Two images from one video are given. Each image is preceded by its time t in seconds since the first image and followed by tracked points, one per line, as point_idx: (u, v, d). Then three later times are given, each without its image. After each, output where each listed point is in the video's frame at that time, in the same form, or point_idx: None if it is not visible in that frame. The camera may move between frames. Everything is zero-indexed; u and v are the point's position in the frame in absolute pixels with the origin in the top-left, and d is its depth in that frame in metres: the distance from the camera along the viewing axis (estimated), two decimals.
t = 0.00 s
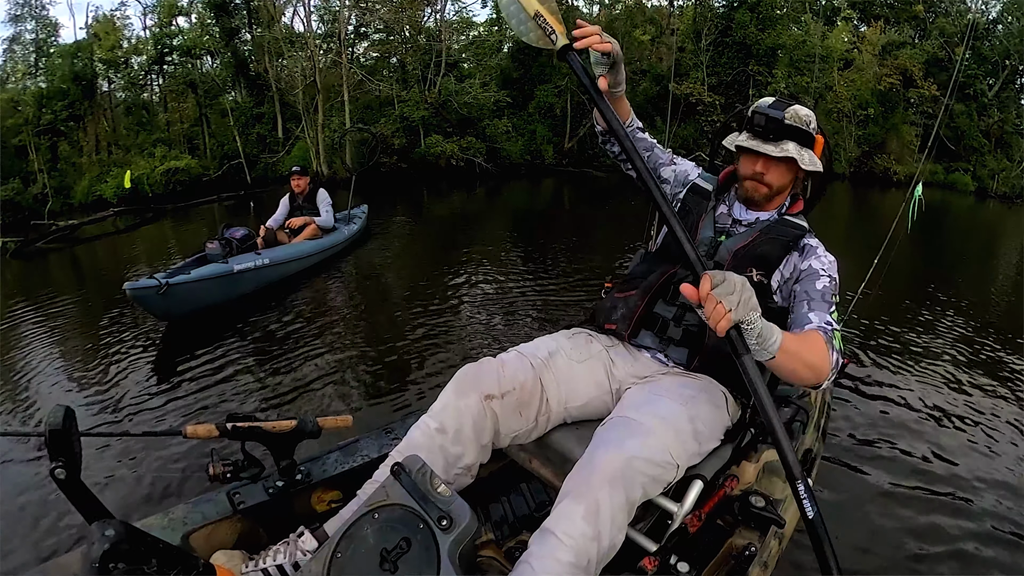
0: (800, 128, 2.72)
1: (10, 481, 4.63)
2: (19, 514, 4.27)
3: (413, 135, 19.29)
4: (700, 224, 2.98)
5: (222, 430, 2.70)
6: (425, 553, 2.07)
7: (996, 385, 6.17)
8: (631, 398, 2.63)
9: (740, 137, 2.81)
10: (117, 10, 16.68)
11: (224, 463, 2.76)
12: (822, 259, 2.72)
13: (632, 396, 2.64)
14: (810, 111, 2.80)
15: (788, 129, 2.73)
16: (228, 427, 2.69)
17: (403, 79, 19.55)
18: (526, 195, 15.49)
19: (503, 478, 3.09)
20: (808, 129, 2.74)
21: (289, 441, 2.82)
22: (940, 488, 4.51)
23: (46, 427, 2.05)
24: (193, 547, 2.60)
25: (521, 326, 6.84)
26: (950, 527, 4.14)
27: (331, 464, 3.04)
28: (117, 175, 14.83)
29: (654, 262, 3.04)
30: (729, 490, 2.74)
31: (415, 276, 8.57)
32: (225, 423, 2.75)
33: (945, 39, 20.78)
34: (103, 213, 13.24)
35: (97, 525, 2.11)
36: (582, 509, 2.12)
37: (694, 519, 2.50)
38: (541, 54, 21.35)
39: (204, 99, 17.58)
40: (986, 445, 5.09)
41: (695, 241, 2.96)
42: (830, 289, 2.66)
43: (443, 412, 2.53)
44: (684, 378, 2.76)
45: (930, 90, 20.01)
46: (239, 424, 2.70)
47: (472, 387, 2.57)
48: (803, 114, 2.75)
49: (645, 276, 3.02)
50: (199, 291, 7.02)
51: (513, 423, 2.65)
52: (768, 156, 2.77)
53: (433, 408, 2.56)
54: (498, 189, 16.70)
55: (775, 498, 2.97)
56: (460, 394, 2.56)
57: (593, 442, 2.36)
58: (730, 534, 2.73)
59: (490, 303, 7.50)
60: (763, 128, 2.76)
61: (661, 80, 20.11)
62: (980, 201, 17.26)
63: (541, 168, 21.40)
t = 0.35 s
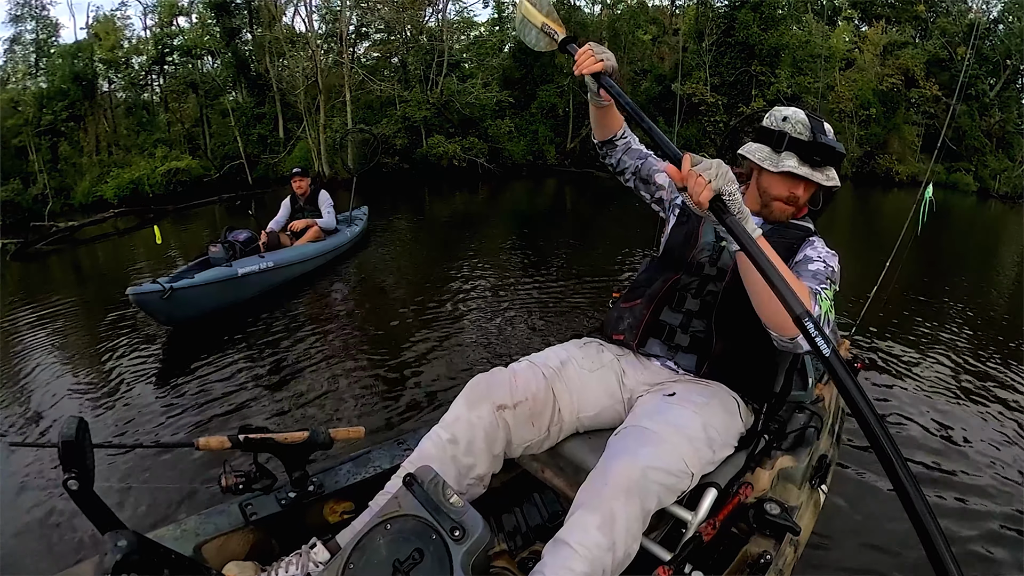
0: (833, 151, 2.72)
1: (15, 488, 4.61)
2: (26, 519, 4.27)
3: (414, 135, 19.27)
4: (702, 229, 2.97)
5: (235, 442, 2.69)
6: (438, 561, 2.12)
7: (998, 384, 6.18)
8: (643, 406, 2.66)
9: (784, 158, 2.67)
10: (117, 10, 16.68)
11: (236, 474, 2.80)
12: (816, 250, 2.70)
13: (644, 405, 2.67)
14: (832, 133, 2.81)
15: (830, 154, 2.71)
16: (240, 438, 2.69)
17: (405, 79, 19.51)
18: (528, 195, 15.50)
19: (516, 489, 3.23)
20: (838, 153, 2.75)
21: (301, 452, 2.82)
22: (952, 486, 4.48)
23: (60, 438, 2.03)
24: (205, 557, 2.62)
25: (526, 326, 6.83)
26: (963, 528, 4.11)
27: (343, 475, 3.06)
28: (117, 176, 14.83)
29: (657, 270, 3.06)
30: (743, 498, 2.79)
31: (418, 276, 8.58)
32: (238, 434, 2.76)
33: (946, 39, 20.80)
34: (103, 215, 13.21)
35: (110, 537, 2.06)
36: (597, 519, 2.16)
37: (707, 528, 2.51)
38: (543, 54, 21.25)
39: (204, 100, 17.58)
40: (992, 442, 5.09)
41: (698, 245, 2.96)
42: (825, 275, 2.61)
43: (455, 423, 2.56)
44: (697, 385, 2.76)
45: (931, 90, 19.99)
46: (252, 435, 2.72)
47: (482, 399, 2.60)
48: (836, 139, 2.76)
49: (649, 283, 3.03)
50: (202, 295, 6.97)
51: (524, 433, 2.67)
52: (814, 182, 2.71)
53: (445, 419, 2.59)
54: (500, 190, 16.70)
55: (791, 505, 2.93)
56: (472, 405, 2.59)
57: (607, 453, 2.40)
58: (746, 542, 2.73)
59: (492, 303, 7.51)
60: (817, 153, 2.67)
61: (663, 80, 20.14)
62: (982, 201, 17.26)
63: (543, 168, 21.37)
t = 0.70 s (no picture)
0: (820, 142, 2.72)
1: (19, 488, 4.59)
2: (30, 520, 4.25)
3: (416, 135, 19.28)
4: (709, 230, 2.96)
5: (242, 443, 2.75)
6: (445, 563, 2.11)
7: (1000, 383, 6.18)
8: (652, 409, 2.64)
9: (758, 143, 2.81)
10: (118, 11, 16.70)
11: (244, 474, 2.76)
12: (824, 232, 2.82)
13: (652, 408, 2.65)
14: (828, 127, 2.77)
15: (810, 143, 2.72)
16: (247, 439, 2.74)
17: (406, 79, 19.48)
18: (530, 195, 15.54)
19: (525, 489, 3.22)
20: (827, 143, 2.74)
21: (308, 454, 2.85)
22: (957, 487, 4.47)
23: (69, 436, 2.08)
24: (212, 558, 2.64)
25: (529, 326, 6.83)
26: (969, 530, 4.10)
27: (351, 476, 3.07)
28: (117, 176, 14.80)
29: (664, 272, 3.04)
30: (751, 502, 2.73)
31: (420, 276, 8.59)
32: (245, 436, 2.79)
33: (947, 39, 20.83)
34: (103, 215, 13.16)
35: (116, 535, 2.06)
36: (605, 522, 2.15)
37: (717, 532, 2.47)
38: (545, 54, 21.18)
39: (205, 100, 17.58)
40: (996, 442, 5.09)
41: (706, 246, 2.95)
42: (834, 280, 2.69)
43: (463, 426, 2.56)
44: (707, 389, 2.75)
45: (932, 90, 19.96)
46: (259, 436, 2.75)
47: (490, 402, 2.60)
48: (821, 128, 2.76)
49: (656, 286, 3.02)
50: (207, 297, 6.90)
51: (532, 437, 2.66)
52: (785, 167, 2.76)
53: (453, 422, 2.59)
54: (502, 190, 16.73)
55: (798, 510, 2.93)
56: (480, 408, 2.58)
57: (615, 456, 2.38)
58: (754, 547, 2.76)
59: (494, 303, 7.52)
60: (785, 139, 2.74)
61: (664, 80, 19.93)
62: (983, 201, 17.26)
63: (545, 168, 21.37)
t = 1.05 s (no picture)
0: (782, 122, 2.84)
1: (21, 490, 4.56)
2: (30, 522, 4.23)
3: (418, 135, 19.27)
4: (715, 231, 2.93)
5: (249, 443, 2.75)
6: (452, 563, 2.07)
7: (1003, 384, 6.16)
8: (659, 411, 2.61)
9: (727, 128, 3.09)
10: (119, 11, 16.70)
11: (251, 475, 2.81)
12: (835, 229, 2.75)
13: (659, 410, 2.63)
14: (798, 111, 2.87)
15: (761, 119, 2.88)
16: (255, 439, 2.74)
17: (407, 79, 19.47)
18: (532, 195, 15.53)
19: (532, 491, 3.18)
20: (792, 122, 2.84)
21: (315, 454, 2.84)
22: (961, 490, 4.44)
23: (77, 436, 2.05)
24: (219, 558, 2.63)
25: (530, 328, 6.80)
26: (974, 532, 4.06)
27: (358, 477, 3.04)
28: (117, 176, 14.75)
29: (668, 274, 3.01)
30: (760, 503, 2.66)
31: (422, 277, 8.57)
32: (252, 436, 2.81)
33: (949, 39, 20.82)
34: (103, 216, 13.11)
35: (122, 535, 2.02)
36: (611, 524, 2.12)
37: (723, 534, 2.43)
38: (546, 54, 21.12)
39: (206, 100, 17.55)
40: (998, 444, 5.07)
41: (711, 249, 2.92)
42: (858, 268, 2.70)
43: (469, 427, 2.53)
44: (715, 390, 2.72)
45: (935, 90, 19.92)
46: (267, 437, 2.75)
47: (497, 403, 2.57)
48: (783, 111, 2.88)
49: (663, 288, 2.99)
50: (213, 299, 6.86)
51: (539, 438, 2.64)
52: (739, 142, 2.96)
53: (459, 423, 2.56)
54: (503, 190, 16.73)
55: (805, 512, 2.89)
56: (486, 408, 2.56)
57: (621, 457, 2.36)
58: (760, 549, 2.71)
59: (495, 304, 7.50)
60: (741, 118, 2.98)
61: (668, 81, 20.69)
62: (985, 201, 17.24)
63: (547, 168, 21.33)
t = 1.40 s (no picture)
0: (771, 115, 2.83)
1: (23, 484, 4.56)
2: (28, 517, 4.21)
3: (419, 135, 19.30)
4: (721, 230, 2.91)
5: (252, 437, 2.71)
6: (452, 559, 2.07)
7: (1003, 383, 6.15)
8: (662, 409, 2.60)
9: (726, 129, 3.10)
10: (119, 11, 16.70)
11: (254, 468, 2.81)
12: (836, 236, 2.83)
13: (661, 408, 2.63)
14: (784, 101, 2.85)
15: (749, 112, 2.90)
16: (257, 433, 2.71)
17: (408, 79, 19.42)
18: (534, 195, 15.52)
19: (532, 487, 3.15)
20: (779, 112, 2.82)
21: (317, 448, 2.82)
22: (963, 489, 4.42)
23: (80, 430, 2.16)
24: (219, 550, 2.65)
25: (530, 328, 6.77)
26: (977, 532, 4.03)
27: (358, 471, 3.05)
28: (118, 176, 14.75)
29: (674, 273, 3.00)
30: (760, 503, 2.66)
31: (422, 277, 8.56)
32: (254, 430, 2.77)
33: (950, 39, 20.82)
34: (104, 217, 13.10)
35: (125, 528, 2.20)
36: (611, 521, 2.10)
37: (723, 533, 2.44)
38: (548, 54, 21.08)
39: (206, 100, 17.55)
40: (1001, 444, 5.04)
41: (717, 247, 2.90)
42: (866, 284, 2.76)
43: (472, 422, 2.52)
44: (717, 389, 2.71)
45: (936, 91, 19.90)
46: (268, 431, 2.73)
47: (499, 399, 2.57)
48: (771, 103, 2.86)
49: (668, 286, 2.97)
50: (216, 300, 6.82)
51: (540, 435, 2.64)
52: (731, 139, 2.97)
53: (462, 418, 2.55)
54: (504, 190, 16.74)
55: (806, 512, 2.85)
56: (488, 405, 2.55)
57: (622, 455, 2.34)
58: (760, 548, 2.72)
59: (495, 304, 7.48)
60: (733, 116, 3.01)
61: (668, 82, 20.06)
62: (986, 202, 17.25)
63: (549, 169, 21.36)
